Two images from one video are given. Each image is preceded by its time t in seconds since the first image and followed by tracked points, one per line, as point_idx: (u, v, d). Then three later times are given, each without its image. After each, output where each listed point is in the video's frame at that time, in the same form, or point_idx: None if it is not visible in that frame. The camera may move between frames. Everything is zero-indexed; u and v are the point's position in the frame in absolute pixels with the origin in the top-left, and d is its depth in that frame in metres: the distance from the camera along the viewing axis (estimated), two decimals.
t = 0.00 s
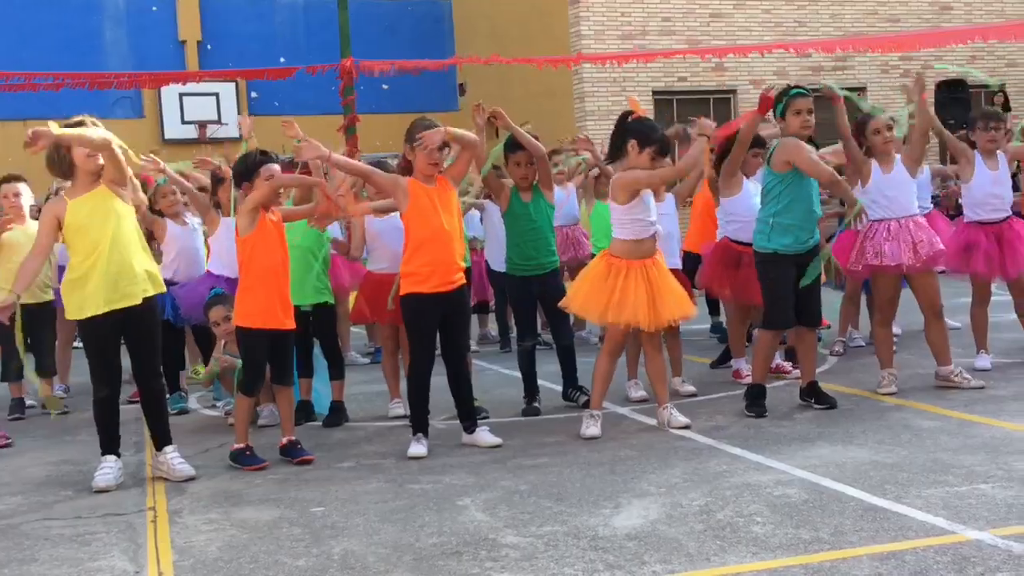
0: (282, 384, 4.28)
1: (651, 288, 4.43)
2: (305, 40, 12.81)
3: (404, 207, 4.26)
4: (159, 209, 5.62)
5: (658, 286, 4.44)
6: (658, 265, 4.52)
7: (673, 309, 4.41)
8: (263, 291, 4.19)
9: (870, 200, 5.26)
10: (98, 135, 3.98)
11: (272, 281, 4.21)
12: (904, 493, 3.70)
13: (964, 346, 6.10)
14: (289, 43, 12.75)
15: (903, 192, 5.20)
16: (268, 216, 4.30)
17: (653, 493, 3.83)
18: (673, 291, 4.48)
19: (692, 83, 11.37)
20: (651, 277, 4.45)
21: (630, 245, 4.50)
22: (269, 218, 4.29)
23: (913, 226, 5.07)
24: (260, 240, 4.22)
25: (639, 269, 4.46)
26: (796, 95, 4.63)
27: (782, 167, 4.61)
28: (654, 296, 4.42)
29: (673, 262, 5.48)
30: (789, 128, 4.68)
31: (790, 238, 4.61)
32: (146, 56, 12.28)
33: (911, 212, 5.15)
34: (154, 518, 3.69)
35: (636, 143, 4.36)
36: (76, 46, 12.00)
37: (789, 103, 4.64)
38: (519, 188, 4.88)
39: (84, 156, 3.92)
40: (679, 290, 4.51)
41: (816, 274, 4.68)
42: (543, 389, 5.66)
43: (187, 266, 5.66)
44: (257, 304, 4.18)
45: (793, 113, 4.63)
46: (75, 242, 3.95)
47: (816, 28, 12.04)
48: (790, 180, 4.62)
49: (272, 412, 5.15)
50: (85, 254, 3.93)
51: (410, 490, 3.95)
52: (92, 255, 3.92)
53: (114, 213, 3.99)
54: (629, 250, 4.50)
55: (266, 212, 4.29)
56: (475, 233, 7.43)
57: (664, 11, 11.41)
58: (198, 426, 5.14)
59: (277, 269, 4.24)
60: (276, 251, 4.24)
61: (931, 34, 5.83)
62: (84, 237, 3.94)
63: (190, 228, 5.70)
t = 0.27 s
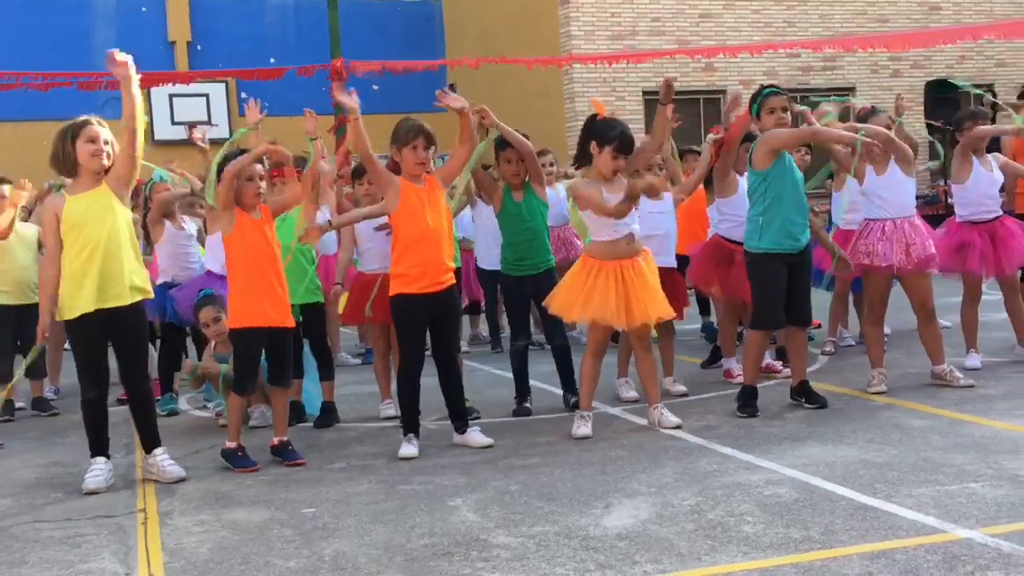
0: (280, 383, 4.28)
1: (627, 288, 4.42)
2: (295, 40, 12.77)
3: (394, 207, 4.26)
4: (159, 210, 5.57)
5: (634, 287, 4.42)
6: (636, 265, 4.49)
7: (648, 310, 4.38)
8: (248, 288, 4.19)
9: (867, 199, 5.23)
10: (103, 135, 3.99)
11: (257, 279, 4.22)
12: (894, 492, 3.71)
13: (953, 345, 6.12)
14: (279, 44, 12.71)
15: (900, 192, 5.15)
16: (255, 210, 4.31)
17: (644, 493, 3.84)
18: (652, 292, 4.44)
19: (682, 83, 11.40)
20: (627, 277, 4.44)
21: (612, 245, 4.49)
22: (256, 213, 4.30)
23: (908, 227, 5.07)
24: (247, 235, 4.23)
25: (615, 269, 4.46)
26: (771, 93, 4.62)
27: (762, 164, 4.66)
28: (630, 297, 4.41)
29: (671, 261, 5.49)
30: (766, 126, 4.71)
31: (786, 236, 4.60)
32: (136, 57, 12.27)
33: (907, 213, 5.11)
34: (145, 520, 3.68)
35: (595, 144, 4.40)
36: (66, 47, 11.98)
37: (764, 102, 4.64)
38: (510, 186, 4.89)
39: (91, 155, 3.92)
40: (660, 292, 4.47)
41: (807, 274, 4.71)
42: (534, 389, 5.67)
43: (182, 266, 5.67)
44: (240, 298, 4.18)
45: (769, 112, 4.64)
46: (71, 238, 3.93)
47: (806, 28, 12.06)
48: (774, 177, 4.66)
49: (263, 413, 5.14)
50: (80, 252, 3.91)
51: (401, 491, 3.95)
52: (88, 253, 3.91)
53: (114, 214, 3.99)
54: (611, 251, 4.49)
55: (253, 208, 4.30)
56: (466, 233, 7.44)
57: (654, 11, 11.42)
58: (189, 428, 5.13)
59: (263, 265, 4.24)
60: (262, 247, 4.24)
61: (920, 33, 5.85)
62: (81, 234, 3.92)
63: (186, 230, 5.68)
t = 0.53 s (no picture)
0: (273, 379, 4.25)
1: (594, 289, 4.41)
2: (284, 38, 12.77)
3: (384, 206, 4.26)
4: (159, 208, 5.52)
5: (602, 287, 4.40)
6: (609, 267, 4.46)
7: (612, 311, 4.35)
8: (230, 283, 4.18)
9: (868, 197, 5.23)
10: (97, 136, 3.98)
11: (236, 270, 4.20)
12: (883, 491, 3.72)
13: (942, 344, 6.14)
14: (268, 44, 12.71)
15: (900, 191, 5.17)
16: (242, 204, 4.30)
17: (635, 493, 3.84)
18: (621, 293, 4.39)
19: (671, 83, 11.42)
20: (596, 278, 4.43)
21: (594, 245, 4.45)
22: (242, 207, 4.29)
23: (913, 225, 5.08)
24: (233, 230, 4.23)
25: (585, 269, 4.45)
26: (754, 93, 4.63)
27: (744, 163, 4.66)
28: (597, 297, 4.40)
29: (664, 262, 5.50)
30: (748, 127, 4.72)
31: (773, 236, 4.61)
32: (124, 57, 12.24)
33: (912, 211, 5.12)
34: (135, 522, 3.68)
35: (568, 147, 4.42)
36: (54, 47, 11.95)
37: (747, 102, 4.64)
38: (509, 188, 4.90)
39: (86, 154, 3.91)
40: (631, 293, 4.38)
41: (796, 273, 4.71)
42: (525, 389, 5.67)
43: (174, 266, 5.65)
44: (223, 292, 4.18)
45: (752, 112, 4.65)
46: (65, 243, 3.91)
47: (794, 28, 12.09)
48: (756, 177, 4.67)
49: (253, 414, 5.14)
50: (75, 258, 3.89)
51: (392, 492, 3.95)
52: (84, 258, 3.89)
53: (109, 214, 3.96)
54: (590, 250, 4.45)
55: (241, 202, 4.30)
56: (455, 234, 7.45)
57: (643, 11, 11.43)
58: (179, 429, 5.13)
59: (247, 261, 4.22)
60: (247, 242, 4.23)
61: (908, 34, 5.88)
62: (75, 237, 3.90)
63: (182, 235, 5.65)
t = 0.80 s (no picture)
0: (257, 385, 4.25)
1: (558, 288, 4.48)
2: (273, 39, 12.77)
3: (378, 204, 4.27)
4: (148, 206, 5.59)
5: (565, 286, 4.46)
6: (577, 267, 4.47)
7: (567, 309, 4.38)
8: (220, 293, 4.19)
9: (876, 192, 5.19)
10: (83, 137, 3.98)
11: (226, 279, 4.20)
12: (871, 489, 3.73)
13: (930, 343, 6.17)
14: (257, 45, 12.71)
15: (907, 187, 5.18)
16: (229, 217, 4.28)
17: (624, 492, 3.85)
18: (580, 292, 4.40)
19: (660, 83, 11.44)
20: (563, 277, 4.48)
21: (563, 245, 4.52)
22: (229, 220, 4.28)
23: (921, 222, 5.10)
24: (221, 241, 4.23)
25: (555, 269, 4.53)
26: (768, 96, 4.67)
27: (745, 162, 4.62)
28: (559, 296, 4.46)
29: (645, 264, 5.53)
30: (757, 129, 4.74)
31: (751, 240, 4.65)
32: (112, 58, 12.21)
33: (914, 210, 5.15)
34: (123, 523, 3.67)
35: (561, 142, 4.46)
36: (41, 48, 11.92)
37: (761, 104, 4.67)
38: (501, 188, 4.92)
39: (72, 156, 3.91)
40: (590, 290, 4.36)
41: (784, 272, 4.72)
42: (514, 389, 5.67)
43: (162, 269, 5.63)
44: (212, 303, 4.17)
45: (765, 114, 4.67)
46: (49, 240, 3.91)
47: (783, 28, 12.12)
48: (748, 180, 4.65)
49: (242, 415, 5.14)
50: (59, 255, 3.89)
51: (381, 492, 3.95)
52: (68, 255, 3.89)
53: (92, 212, 3.96)
54: (560, 250, 4.53)
55: (230, 215, 4.28)
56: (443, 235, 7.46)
57: (631, 11, 11.44)
58: (168, 430, 5.11)
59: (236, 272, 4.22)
60: (235, 254, 4.23)
61: (898, 32, 5.88)
62: (59, 234, 3.90)
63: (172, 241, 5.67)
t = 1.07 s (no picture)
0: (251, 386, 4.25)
1: (555, 287, 4.47)
2: (262, 40, 12.75)
3: (371, 201, 4.26)
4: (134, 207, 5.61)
5: (561, 286, 4.45)
6: (575, 266, 4.48)
7: (562, 309, 4.37)
8: (214, 297, 4.18)
9: (875, 189, 5.21)
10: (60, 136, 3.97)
11: (220, 284, 4.19)
12: (860, 487, 3.74)
13: (919, 341, 6.19)
14: (246, 45, 12.69)
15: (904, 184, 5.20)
16: (224, 222, 4.26)
17: (614, 491, 3.85)
18: (576, 292, 4.39)
19: (649, 82, 11.47)
20: (560, 277, 4.48)
21: (560, 241, 4.53)
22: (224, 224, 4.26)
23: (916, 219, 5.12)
24: (214, 247, 4.22)
25: (551, 268, 4.52)
26: (767, 98, 4.75)
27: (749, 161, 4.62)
28: (556, 295, 4.44)
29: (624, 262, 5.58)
30: (755, 130, 4.81)
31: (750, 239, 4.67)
32: (100, 58, 12.20)
33: (913, 208, 5.18)
34: (113, 524, 3.67)
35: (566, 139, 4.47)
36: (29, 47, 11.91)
37: (760, 106, 4.76)
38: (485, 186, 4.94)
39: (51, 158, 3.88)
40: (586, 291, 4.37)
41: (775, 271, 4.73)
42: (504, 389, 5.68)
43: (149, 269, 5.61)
44: (206, 307, 4.16)
45: (765, 116, 4.76)
46: (30, 240, 3.90)
47: (771, 27, 12.15)
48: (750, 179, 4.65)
49: (232, 416, 5.13)
50: (42, 255, 3.88)
51: (371, 492, 3.95)
52: (52, 254, 3.88)
53: (74, 211, 3.97)
54: (558, 246, 4.54)
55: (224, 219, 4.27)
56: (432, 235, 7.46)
57: (621, 10, 11.45)
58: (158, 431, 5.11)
59: (230, 277, 4.21)
60: (229, 259, 4.22)
61: (888, 32, 5.90)
62: (42, 234, 3.90)
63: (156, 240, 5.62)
